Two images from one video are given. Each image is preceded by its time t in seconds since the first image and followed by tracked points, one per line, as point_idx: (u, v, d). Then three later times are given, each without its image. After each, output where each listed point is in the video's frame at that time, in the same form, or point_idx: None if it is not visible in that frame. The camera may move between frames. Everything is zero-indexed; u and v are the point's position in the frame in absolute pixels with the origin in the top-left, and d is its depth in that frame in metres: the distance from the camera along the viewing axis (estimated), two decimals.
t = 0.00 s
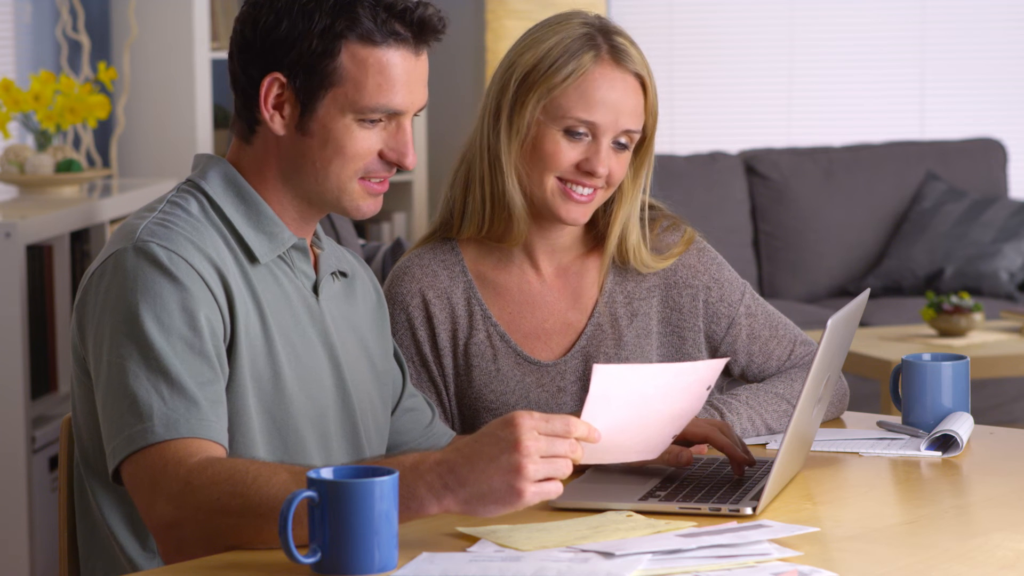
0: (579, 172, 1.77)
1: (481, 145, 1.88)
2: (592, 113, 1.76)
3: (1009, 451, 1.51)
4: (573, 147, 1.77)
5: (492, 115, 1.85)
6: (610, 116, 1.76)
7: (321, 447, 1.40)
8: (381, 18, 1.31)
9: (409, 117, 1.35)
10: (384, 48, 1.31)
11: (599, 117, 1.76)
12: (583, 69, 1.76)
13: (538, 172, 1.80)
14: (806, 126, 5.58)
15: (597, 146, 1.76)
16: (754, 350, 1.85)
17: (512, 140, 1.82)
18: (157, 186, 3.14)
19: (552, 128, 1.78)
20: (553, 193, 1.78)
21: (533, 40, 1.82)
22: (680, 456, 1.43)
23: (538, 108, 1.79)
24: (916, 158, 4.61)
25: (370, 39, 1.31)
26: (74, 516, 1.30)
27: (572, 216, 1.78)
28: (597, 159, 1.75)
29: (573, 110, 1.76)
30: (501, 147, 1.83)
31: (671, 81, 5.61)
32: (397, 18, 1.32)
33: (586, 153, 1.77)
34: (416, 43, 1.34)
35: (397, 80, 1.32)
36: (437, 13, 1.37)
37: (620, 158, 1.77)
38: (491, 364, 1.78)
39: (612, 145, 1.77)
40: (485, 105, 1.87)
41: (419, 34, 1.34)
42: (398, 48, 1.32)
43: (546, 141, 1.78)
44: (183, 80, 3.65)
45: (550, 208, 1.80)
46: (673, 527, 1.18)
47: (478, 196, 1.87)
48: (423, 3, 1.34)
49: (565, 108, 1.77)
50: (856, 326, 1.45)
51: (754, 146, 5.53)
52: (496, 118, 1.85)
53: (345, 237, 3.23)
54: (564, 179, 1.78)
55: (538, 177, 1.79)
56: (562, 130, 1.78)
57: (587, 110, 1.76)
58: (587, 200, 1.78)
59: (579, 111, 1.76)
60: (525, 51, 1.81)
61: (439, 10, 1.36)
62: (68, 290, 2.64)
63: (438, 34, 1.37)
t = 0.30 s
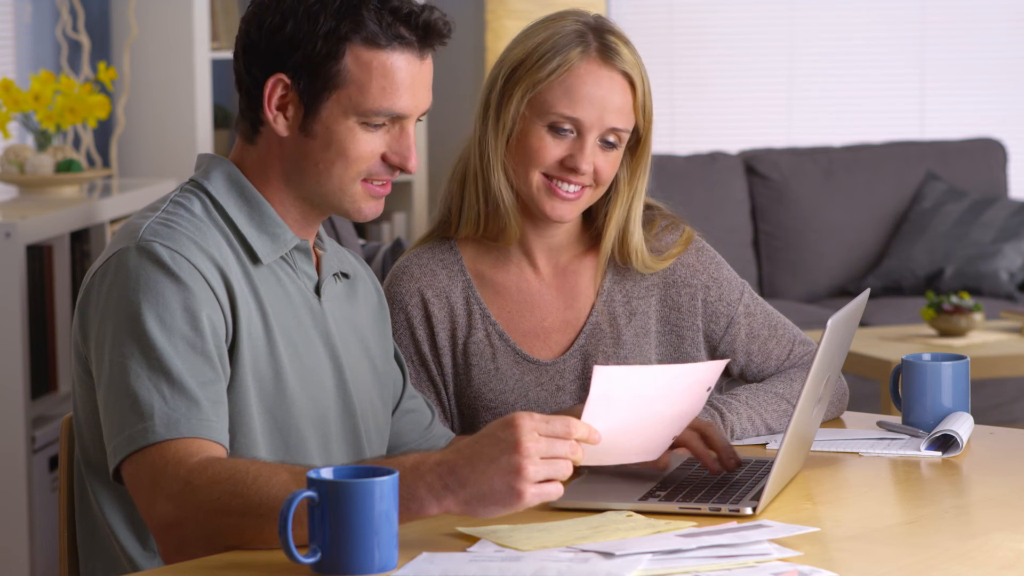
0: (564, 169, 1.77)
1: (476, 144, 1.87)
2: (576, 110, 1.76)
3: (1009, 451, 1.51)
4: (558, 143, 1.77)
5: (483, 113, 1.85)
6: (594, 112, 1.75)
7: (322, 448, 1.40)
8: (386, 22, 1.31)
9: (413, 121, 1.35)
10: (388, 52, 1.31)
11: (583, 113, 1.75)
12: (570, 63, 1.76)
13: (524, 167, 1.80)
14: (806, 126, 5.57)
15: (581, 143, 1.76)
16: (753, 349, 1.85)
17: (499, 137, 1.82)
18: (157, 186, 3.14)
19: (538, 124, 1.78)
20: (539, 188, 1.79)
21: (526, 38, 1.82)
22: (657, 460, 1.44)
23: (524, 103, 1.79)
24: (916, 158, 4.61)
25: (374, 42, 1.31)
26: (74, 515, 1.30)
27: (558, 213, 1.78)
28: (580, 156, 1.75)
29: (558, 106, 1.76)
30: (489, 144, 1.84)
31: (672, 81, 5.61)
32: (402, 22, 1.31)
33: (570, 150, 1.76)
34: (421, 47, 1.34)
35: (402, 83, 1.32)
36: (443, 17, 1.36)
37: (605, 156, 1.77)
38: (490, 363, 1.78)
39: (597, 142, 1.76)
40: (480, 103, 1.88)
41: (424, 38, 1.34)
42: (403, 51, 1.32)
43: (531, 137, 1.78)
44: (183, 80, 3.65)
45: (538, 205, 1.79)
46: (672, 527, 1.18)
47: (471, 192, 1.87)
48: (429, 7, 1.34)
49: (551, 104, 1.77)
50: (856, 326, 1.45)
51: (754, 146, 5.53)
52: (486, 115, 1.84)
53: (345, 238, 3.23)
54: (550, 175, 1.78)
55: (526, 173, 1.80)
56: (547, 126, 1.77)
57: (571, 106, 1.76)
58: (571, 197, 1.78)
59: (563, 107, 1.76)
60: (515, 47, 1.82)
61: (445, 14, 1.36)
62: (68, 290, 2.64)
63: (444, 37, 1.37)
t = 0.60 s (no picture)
0: (553, 159, 1.77)
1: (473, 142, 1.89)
2: (562, 99, 1.76)
3: (1009, 451, 1.51)
4: (547, 133, 1.77)
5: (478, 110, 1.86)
6: (580, 100, 1.75)
7: (322, 449, 1.40)
8: (395, 25, 1.31)
9: (419, 124, 1.35)
10: (396, 54, 1.31)
11: (569, 103, 1.76)
12: (557, 54, 1.77)
13: (516, 161, 1.80)
14: (806, 126, 5.57)
15: (568, 132, 1.76)
16: (753, 348, 1.85)
17: (491, 132, 1.83)
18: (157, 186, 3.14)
19: (528, 115, 1.79)
20: (531, 178, 1.78)
21: (516, 33, 1.84)
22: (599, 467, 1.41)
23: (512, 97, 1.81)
24: (916, 158, 4.61)
25: (383, 45, 1.31)
26: (74, 515, 1.29)
27: (553, 204, 1.77)
28: (569, 145, 1.75)
29: (544, 96, 1.77)
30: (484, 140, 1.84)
31: (672, 82, 5.61)
32: (411, 26, 1.31)
33: (558, 138, 1.76)
34: (429, 50, 1.34)
35: (410, 86, 1.32)
36: (452, 21, 1.36)
37: (594, 144, 1.76)
38: (490, 362, 1.78)
39: (585, 131, 1.76)
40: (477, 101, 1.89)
41: (433, 42, 1.34)
42: (411, 55, 1.32)
43: (522, 129, 1.79)
44: (183, 80, 3.65)
45: (530, 197, 1.79)
46: (673, 527, 1.18)
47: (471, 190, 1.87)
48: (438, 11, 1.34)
49: (537, 94, 1.77)
50: (856, 327, 1.45)
51: (754, 147, 5.53)
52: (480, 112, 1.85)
53: (345, 238, 3.23)
54: (542, 165, 1.78)
55: (518, 165, 1.80)
56: (536, 117, 1.78)
57: (558, 95, 1.76)
58: (563, 186, 1.77)
59: (549, 97, 1.76)
60: (507, 42, 1.84)
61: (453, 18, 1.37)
62: (68, 290, 2.64)
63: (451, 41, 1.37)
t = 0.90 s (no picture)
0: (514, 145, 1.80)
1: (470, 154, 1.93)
2: (510, 86, 1.81)
3: (1009, 451, 1.51)
4: (503, 120, 1.82)
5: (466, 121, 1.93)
6: (524, 83, 1.80)
7: (322, 450, 1.40)
8: (400, 25, 1.31)
9: (424, 124, 1.36)
10: (402, 54, 1.32)
11: (516, 88, 1.80)
12: (502, 46, 1.82)
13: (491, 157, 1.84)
14: (806, 126, 5.57)
15: (521, 117, 1.80)
16: (758, 346, 1.84)
17: (472, 137, 1.90)
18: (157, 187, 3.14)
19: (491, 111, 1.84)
20: (509, 171, 1.81)
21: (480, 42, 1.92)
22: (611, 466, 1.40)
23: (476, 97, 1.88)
24: (916, 158, 4.61)
25: (388, 45, 1.31)
26: (74, 513, 1.29)
27: (530, 193, 1.78)
28: (527, 128, 1.78)
29: (496, 88, 1.82)
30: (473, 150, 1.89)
31: (672, 82, 5.61)
32: (416, 26, 1.32)
33: (515, 124, 1.81)
34: (434, 51, 1.35)
35: (415, 86, 1.33)
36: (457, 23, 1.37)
37: (552, 124, 1.80)
38: (499, 362, 1.78)
39: (536, 112, 1.80)
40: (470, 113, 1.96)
41: (438, 42, 1.34)
42: (416, 55, 1.33)
43: (492, 128, 1.84)
44: (183, 80, 3.65)
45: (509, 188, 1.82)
46: (673, 527, 1.18)
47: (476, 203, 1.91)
48: (444, 11, 1.35)
49: (491, 88, 1.83)
50: (855, 327, 1.45)
51: (754, 147, 5.52)
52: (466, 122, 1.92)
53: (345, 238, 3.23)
54: (514, 158, 1.80)
55: (495, 161, 1.83)
56: (497, 111, 1.83)
57: (505, 84, 1.81)
58: (540, 171, 1.79)
59: (499, 87, 1.82)
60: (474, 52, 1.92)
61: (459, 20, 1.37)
62: (67, 290, 2.64)
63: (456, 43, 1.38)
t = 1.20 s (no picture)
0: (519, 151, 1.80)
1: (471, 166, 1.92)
2: (509, 94, 1.81)
3: (1009, 451, 1.51)
4: (505, 127, 1.82)
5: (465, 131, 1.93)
6: (522, 89, 1.80)
7: (328, 452, 1.40)
8: (424, 31, 1.32)
9: (444, 129, 1.37)
10: (425, 61, 1.33)
11: (514, 95, 1.80)
12: (495, 54, 1.82)
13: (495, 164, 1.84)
14: (806, 126, 5.57)
15: (523, 123, 1.81)
16: (758, 346, 1.84)
17: (471, 145, 1.90)
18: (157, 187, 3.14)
19: (491, 120, 1.84)
20: (516, 179, 1.81)
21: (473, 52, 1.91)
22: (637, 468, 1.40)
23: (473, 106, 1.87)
24: (916, 158, 4.61)
25: (413, 52, 1.32)
26: (78, 510, 1.30)
27: (535, 199, 1.79)
28: (530, 134, 1.79)
29: (495, 97, 1.82)
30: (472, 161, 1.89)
31: (672, 82, 5.62)
32: (439, 32, 1.33)
33: (519, 131, 1.81)
34: (454, 55, 1.36)
35: (437, 91, 1.34)
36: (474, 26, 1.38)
37: (553, 126, 1.80)
38: (501, 365, 1.78)
39: (536, 117, 1.80)
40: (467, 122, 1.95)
41: (457, 47, 1.36)
42: (438, 60, 1.34)
43: (493, 138, 1.84)
44: (183, 80, 3.65)
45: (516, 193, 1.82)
46: (673, 527, 1.18)
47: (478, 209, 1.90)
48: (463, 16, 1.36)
49: (489, 97, 1.83)
50: (855, 327, 1.45)
51: (753, 146, 5.52)
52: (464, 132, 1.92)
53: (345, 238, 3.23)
54: (520, 164, 1.80)
55: (500, 169, 1.83)
56: (496, 119, 1.83)
57: (504, 91, 1.81)
58: (548, 175, 1.79)
59: (498, 96, 1.82)
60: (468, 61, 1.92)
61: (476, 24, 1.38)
62: (68, 290, 2.64)
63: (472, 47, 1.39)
